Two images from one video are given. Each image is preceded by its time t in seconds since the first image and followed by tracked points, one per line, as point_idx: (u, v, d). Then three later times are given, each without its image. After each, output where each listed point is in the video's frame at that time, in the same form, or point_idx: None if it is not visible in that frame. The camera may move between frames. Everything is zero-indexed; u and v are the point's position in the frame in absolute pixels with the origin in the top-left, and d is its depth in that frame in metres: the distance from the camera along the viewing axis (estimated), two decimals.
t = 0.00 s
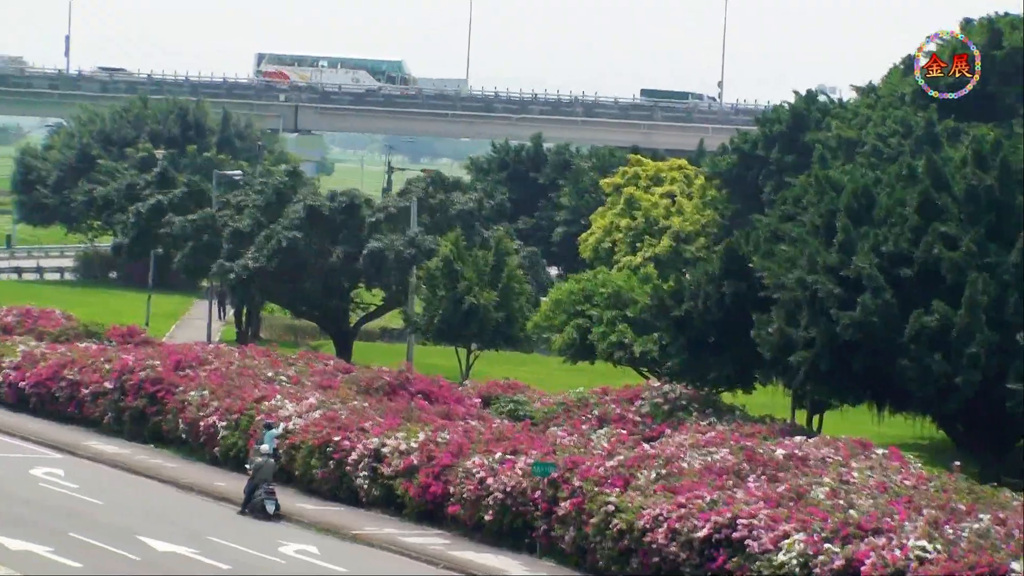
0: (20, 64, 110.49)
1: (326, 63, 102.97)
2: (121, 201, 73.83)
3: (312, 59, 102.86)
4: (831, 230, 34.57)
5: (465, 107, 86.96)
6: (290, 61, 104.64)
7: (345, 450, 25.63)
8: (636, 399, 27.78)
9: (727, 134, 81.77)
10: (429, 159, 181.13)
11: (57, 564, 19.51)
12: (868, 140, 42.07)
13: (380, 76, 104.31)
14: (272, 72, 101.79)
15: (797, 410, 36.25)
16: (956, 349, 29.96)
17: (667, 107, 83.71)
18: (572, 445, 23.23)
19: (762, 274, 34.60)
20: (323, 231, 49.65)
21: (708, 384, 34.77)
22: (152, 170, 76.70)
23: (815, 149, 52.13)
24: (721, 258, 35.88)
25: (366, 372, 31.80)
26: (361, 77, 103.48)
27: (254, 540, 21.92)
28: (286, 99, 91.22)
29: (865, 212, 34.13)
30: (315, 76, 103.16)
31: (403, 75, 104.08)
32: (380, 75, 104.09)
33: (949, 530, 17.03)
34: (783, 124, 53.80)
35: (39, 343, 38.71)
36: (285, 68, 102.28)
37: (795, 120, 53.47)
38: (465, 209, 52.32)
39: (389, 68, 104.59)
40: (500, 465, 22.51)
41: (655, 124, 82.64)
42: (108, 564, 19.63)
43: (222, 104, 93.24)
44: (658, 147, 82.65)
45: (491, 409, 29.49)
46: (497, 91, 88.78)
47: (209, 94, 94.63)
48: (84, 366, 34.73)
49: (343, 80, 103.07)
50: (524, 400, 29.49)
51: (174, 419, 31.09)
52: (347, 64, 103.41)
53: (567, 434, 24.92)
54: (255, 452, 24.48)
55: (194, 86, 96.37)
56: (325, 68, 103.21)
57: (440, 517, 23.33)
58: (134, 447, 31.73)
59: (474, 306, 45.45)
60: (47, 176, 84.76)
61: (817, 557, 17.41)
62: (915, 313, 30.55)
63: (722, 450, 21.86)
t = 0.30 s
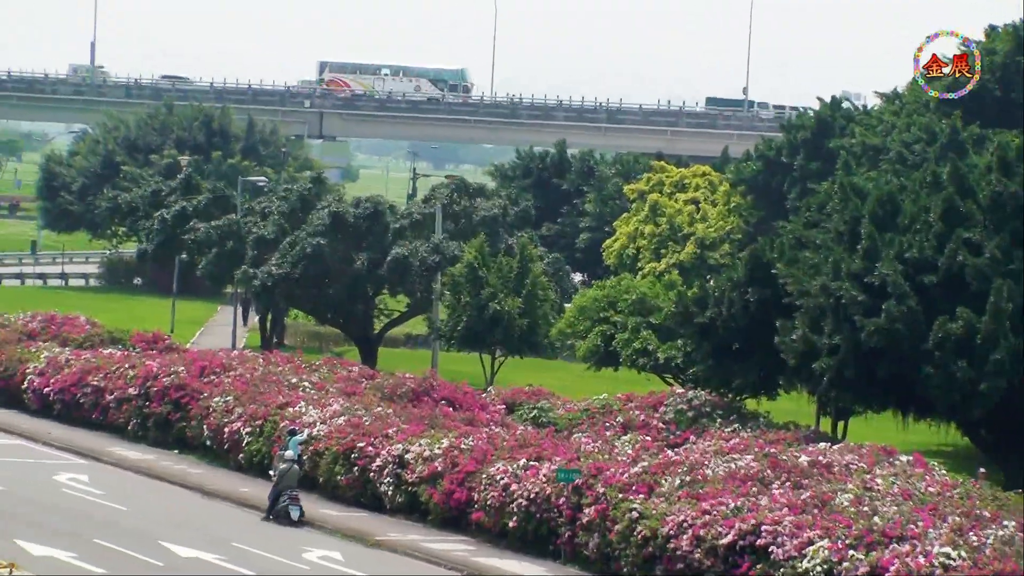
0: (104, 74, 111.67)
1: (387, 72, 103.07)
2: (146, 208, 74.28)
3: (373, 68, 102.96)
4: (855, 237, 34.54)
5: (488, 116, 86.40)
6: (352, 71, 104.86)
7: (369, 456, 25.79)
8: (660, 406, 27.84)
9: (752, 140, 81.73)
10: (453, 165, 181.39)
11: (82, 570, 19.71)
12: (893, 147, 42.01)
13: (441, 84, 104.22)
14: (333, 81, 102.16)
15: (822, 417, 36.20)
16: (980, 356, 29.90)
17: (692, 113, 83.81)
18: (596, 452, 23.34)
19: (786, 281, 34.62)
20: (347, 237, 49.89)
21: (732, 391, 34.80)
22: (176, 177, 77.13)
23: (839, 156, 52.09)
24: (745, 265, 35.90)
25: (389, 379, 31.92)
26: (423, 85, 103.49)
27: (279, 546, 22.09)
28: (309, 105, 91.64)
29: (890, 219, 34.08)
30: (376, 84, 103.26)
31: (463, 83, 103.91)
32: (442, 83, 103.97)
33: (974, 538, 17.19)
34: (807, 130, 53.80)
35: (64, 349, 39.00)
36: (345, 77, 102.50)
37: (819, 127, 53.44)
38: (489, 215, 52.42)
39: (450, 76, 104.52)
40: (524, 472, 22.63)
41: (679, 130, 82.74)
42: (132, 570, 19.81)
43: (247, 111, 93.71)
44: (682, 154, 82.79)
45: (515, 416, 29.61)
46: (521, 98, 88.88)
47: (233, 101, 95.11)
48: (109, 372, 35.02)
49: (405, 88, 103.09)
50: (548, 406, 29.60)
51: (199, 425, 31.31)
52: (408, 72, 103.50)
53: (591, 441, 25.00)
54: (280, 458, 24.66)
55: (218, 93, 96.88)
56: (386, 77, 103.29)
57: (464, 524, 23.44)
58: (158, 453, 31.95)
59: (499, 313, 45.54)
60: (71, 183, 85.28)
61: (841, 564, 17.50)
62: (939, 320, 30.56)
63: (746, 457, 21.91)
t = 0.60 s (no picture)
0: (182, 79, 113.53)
1: (447, 79, 102.77)
2: (168, 212, 74.63)
3: (433, 75, 102.75)
4: (878, 242, 34.54)
5: (512, 119, 86.96)
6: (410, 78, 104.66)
7: (390, 461, 25.93)
8: (682, 411, 27.87)
9: (775, 146, 81.67)
10: (476, 171, 181.72)
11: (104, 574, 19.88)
12: (915, 152, 42.00)
13: (502, 92, 103.74)
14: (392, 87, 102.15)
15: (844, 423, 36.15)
16: (1002, 361, 29.82)
17: (715, 119, 83.88)
18: (618, 457, 23.42)
19: (809, 286, 34.63)
20: (369, 242, 50.07)
21: (754, 396, 34.80)
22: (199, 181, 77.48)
23: (862, 161, 52.06)
24: (767, 271, 35.93)
25: (411, 384, 32.07)
26: (483, 92, 102.97)
27: (301, 550, 22.25)
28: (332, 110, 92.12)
29: (912, 224, 34.03)
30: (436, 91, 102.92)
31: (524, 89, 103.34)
32: (502, 91, 103.49)
33: (996, 542, 17.25)
34: (830, 136, 53.81)
35: (86, 353, 39.27)
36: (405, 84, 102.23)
37: (841, 133, 53.45)
38: (511, 220, 52.50)
39: (509, 84, 104.06)
40: (545, 477, 22.74)
41: (701, 136, 82.74)
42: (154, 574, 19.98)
43: (269, 115, 94.12)
44: (705, 159, 82.86)
45: (536, 421, 29.70)
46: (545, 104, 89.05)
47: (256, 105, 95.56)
48: (130, 377, 35.27)
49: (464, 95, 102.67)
50: (569, 411, 29.68)
51: (220, 430, 31.52)
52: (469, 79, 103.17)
53: (613, 446, 25.06)
54: (302, 463, 24.81)
55: (240, 98, 97.31)
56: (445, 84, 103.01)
57: (485, 528, 23.53)
58: (179, 458, 32.13)
59: (521, 317, 45.65)
60: (94, 187, 85.74)
61: (863, 570, 17.62)
62: (962, 326, 30.52)
63: (767, 462, 21.97)
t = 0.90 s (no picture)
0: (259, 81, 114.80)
1: (505, 82, 102.71)
2: (190, 214, 74.99)
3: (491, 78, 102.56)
4: (900, 243, 34.50)
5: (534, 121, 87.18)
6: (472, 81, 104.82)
7: (412, 462, 26.06)
8: (704, 412, 27.92)
9: (797, 146, 81.55)
10: (497, 172, 181.88)
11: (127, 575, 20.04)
12: (937, 152, 41.95)
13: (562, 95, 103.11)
14: (450, 90, 102.20)
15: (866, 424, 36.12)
16: None
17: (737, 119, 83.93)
18: (640, 457, 23.50)
19: (831, 287, 34.61)
20: (390, 244, 50.24)
21: (776, 397, 34.81)
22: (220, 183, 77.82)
23: (883, 162, 52.00)
24: (789, 272, 35.94)
25: (433, 385, 32.21)
26: (543, 96, 102.58)
27: (323, 551, 22.41)
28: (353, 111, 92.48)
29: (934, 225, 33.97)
30: (494, 95, 102.91)
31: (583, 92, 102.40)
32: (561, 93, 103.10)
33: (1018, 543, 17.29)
34: (851, 137, 53.76)
35: (107, 355, 39.53)
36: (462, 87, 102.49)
37: (863, 133, 53.40)
38: (533, 221, 52.60)
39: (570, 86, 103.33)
40: (567, 477, 22.85)
41: (723, 137, 82.71)
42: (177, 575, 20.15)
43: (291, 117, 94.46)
44: (727, 159, 82.82)
45: (558, 422, 29.79)
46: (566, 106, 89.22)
47: (277, 106, 95.90)
48: (152, 378, 35.51)
49: (523, 99, 102.39)
50: (591, 412, 29.76)
51: (242, 431, 31.72)
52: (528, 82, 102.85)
53: (634, 447, 25.11)
54: (324, 464, 24.97)
55: (262, 99, 97.68)
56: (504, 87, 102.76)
57: (508, 529, 23.63)
58: (202, 459, 32.33)
59: (542, 318, 45.76)
60: (115, 188, 86.17)
61: (885, 570, 17.69)
62: (984, 327, 30.17)
63: (789, 463, 22.02)
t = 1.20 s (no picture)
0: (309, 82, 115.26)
1: (564, 83, 101.57)
2: (211, 213, 75.33)
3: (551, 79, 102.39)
4: (922, 242, 34.44)
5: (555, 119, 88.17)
6: (527, 83, 103.85)
7: (433, 461, 26.20)
8: (725, 412, 27.95)
9: (818, 145, 81.47)
10: (517, 172, 182.00)
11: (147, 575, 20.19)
12: (957, 151, 41.91)
13: (620, 96, 102.85)
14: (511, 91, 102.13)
15: (887, 423, 36.08)
16: None
17: (757, 119, 84.73)
18: (661, 457, 23.57)
19: (853, 286, 34.61)
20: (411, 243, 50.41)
21: (797, 397, 34.80)
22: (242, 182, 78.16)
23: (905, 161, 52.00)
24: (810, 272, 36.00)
25: (455, 384, 32.38)
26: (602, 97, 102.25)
27: (344, 550, 22.55)
28: (374, 111, 92.89)
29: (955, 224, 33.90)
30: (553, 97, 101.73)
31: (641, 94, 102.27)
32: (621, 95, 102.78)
33: None
34: (873, 137, 53.79)
35: (129, 354, 39.79)
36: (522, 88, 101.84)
37: (885, 133, 53.43)
38: (555, 220, 52.66)
39: (627, 88, 103.05)
40: (589, 477, 22.95)
41: (744, 136, 82.81)
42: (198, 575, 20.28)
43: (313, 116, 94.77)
44: (748, 159, 82.84)
45: (580, 421, 29.89)
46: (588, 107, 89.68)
47: (299, 106, 96.21)
48: (173, 378, 35.74)
49: (583, 100, 102.05)
50: (612, 411, 29.87)
51: (263, 430, 31.91)
52: (585, 84, 102.31)
53: (655, 447, 25.16)
54: (344, 464, 25.12)
55: (283, 99, 98.01)
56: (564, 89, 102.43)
57: (528, 528, 23.73)
58: (223, 458, 32.52)
59: (563, 318, 45.88)
60: (136, 188, 86.57)
61: (906, 570, 17.76)
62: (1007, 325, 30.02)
63: (810, 462, 22.06)
